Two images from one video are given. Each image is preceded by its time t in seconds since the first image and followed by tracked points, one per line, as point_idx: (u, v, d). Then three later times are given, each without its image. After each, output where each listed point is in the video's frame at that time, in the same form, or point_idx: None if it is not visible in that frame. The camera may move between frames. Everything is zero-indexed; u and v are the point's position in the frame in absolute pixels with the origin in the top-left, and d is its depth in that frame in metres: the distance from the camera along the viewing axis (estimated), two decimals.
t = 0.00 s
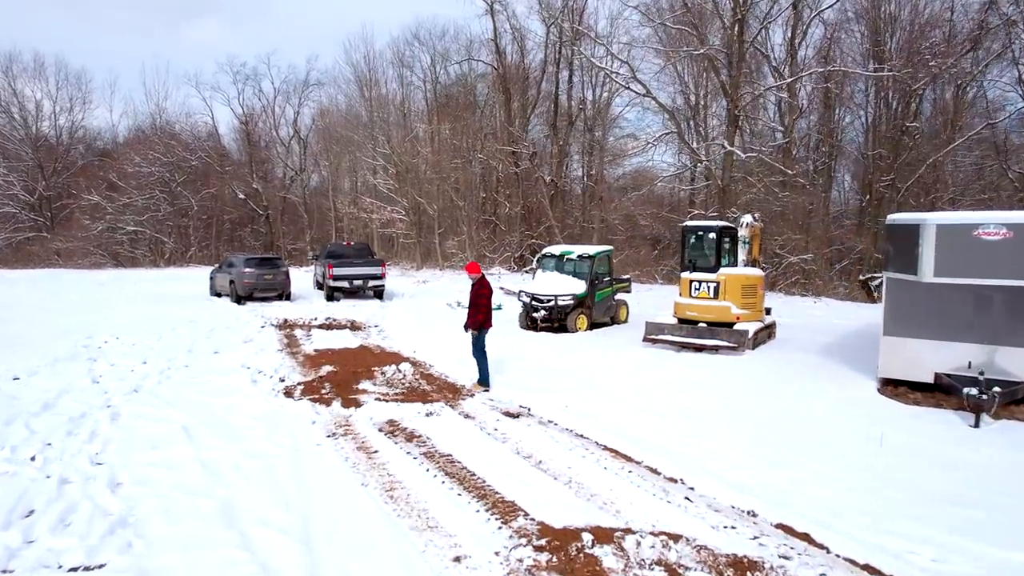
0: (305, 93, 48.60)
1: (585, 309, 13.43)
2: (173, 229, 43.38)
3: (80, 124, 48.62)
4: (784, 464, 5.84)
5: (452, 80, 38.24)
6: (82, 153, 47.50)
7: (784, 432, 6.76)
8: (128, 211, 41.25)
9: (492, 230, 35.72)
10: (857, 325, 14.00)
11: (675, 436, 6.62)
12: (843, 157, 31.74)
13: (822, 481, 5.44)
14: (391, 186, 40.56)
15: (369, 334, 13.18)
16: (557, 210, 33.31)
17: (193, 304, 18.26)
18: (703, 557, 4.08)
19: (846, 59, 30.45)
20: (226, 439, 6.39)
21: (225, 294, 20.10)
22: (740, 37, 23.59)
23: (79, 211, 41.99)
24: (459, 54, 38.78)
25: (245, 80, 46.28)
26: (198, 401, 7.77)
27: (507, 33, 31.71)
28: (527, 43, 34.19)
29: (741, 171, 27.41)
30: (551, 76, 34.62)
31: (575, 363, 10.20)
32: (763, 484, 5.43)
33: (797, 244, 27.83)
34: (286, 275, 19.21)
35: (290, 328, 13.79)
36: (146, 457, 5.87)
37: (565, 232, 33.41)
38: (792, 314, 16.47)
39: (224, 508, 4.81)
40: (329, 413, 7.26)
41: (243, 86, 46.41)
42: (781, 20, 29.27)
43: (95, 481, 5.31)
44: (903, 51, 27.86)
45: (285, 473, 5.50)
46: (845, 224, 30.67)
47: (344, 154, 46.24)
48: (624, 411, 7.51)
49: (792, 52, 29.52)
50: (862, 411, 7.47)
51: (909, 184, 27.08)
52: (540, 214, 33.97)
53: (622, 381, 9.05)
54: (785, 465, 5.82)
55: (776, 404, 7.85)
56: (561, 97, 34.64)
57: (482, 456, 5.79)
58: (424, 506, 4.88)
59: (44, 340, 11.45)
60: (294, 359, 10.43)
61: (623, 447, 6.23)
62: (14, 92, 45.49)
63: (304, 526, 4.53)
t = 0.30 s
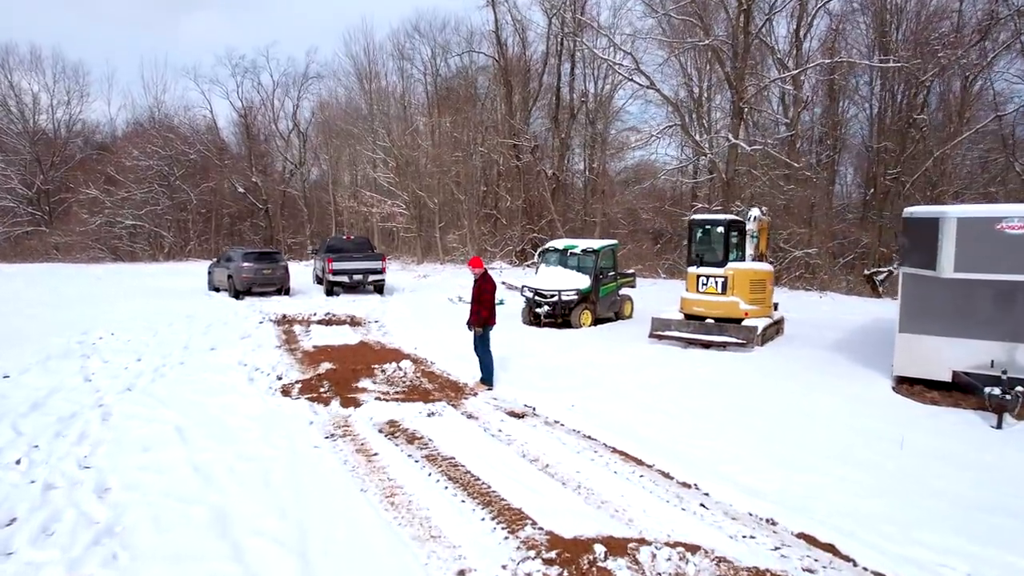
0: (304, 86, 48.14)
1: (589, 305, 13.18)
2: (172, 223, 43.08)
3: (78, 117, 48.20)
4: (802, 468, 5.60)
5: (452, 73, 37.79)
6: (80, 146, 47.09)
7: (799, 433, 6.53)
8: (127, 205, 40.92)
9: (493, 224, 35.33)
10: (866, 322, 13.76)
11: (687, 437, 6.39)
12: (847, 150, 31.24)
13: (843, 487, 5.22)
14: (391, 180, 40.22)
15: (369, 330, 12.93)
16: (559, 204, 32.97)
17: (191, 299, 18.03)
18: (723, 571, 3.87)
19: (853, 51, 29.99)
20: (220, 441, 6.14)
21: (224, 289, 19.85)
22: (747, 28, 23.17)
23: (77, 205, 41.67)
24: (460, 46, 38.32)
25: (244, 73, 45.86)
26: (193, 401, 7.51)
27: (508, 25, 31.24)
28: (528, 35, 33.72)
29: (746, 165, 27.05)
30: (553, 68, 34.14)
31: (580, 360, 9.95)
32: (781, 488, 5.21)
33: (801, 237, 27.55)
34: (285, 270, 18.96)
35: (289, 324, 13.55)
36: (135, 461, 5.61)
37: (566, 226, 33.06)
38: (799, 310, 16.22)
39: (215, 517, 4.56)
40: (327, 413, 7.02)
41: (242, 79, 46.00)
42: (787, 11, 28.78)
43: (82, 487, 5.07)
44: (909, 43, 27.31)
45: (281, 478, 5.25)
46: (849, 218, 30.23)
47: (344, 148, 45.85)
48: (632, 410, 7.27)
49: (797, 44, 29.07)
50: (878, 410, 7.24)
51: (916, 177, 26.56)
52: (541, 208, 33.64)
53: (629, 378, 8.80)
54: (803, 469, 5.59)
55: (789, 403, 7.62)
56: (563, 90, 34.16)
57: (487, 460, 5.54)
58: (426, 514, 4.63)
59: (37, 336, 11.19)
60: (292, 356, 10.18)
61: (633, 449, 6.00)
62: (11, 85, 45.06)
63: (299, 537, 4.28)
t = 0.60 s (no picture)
0: (304, 78, 47.76)
1: (594, 299, 12.92)
2: (172, 217, 42.89)
3: (76, 110, 47.85)
4: (822, 471, 5.35)
5: (453, 65, 37.40)
6: (79, 139, 46.75)
7: (813, 432, 6.28)
8: (126, 198, 40.67)
9: (495, 217, 35.01)
10: (876, 318, 13.50)
11: (699, 437, 6.15)
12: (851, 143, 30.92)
13: (864, 491, 4.97)
14: (392, 173, 39.90)
15: (369, 325, 12.68)
16: (561, 197, 32.67)
17: (190, 293, 17.78)
18: None
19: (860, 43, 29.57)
20: (214, 443, 5.90)
21: (222, 283, 19.61)
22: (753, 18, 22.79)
23: (75, 198, 41.40)
24: (461, 38, 37.92)
25: (244, 65, 45.52)
26: (188, 400, 7.27)
27: (509, 16, 30.84)
28: (530, 27, 33.29)
29: (751, 157, 26.73)
30: (556, 60, 33.71)
31: (585, 356, 9.71)
32: (800, 493, 4.97)
33: (806, 231, 27.21)
34: (283, 264, 18.70)
35: (287, 319, 13.31)
36: (125, 464, 5.37)
37: (569, 219, 32.80)
38: (806, 305, 15.96)
39: (206, 525, 4.32)
40: (325, 413, 6.78)
41: (241, 71, 45.69)
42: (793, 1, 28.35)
43: (67, 492, 4.83)
44: (916, 34, 26.78)
45: (276, 484, 5.00)
46: (853, 212, 29.86)
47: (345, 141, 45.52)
48: (641, 409, 7.02)
49: (803, 35, 28.67)
50: (897, 409, 6.98)
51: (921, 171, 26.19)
52: (543, 202, 33.30)
53: (636, 375, 8.55)
54: (822, 472, 5.34)
55: (802, 401, 7.37)
56: (565, 83, 33.74)
57: (491, 463, 5.30)
58: (428, 522, 4.39)
59: (29, 331, 10.93)
60: (290, 352, 9.94)
61: (643, 451, 5.76)
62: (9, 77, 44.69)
63: (294, 548, 4.05)
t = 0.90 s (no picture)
0: (305, 70, 47.37)
1: (599, 294, 12.66)
2: (172, 210, 42.64)
3: (75, 102, 47.52)
4: (843, 477, 5.11)
5: (454, 57, 36.97)
6: (78, 132, 46.45)
7: (831, 434, 6.03)
8: (125, 191, 40.42)
9: (497, 210, 34.66)
10: (886, 313, 13.23)
11: (711, 440, 5.91)
12: (855, 136, 30.56)
13: (889, 499, 4.73)
14: (392, 166, 39.55)
15: (370, 320, 12.44)
16: (563, 190, 32.31)
17: (188, 288, 17.54)
18: None
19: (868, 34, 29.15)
20: (207, 444, 5.66)
21: (221, 277, 19.38)
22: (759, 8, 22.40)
23: (74, 192, 41.16)
24: (462, 29, 37.51)
25: (243, 57, 45.12)
26: (182, 399, 7.03)
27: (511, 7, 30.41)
28: (532, 17, 32.85)
29: (756, 149, 26.39)
30: (558, 51, 33.29)
31: (590, 353, 9.47)
32: (823, 500, 4.73)
33: (813, 224, 26.60)
34: (283, 258, 18.46)
35: (286, 314, 13.06)
36: (113, 468, 5.12)
37: (571, 212, 32.46)
38: (813, 300, 15.70)
39: (196, 535, 4.09)
40: (324, 413, 6.55)
41: (241, 63, 45.29)
42: None
43: (52, 498, 4.60)
44: (924, 24, 26.22)
45: (270, 489, 4.76)
46: (858, 205, 29.30)
47: (346, 133, 45.16)
48: (650, 409, 6.76)
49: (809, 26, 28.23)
50: (915, 409, 6.74)
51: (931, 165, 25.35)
52: (545, 195, 32.94)
53: (644, 373, 8.29)
54: (842, 477, 5.11)
55: (817, 401, 7.12)
56: (568, 75, 33.30)
57: (496, 467, 5.06)
58: (431, 532, 4.15)
59: (22, 326, 10.69)
60: (289, 348, 9.70)
61: (655, 453, 5.52)
62: (7, 69, 44.34)
63: (288, 560, 3.81)
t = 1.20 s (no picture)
0: (306, 62, 46.98)
1: (604, 289, 12.41)
2: (173, 204, 42.40)
3: (75, 95, 47.21)
4: (867, 481, 4.87)
5: (456, 48, 36.55)
6: (78, 125, 46.18)
7: (852, 436, 5.78)
8: (125, 183, 40.19)
9: (500, 203, 34.49)
10: (898, 308, 12.97)
11: (726, 442, 5.67)
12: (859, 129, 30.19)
13: (917, 506, 4.48)
14: (394, 158, 39.24)
15: (371, 315, 12.20)
16: (567, 183, 31.99)
17: (187, 282, 17.31)
18: None
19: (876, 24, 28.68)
20: (201, 446, 5.42)
21: (221, 271, 19.17)
22: None
23: (75, 185, 40.93)
24: (464, 21, 37.07)
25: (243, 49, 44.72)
26: (177, 397, 6.78)
27: None
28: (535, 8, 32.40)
29: (763, 141, 26.03)
30: (562, 42, 32.85)
31: (597, 350, 9.22)
32: (847, 507, 4.48)
33: (820, 217, 26.45)
34: (283, 251, 18.22)
35: (286, 309, 12.83)
36: (102, 472, 4.88)
37: (574, 205, 32.15)
38: (823, 294, 15.42)
39: (185, 545, 3.85)
40: (323, 412, 6.31)
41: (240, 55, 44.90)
42: None
43: (36, 504, 4.37)
44: (933, 13, 25.74)
45: (267, 495, 4.52)
46: (862, 199, 28.92)
47: (347, 125, 44.82)
48: (661, 409, 6.51)
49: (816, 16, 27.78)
50: (936, 409, 6.49)
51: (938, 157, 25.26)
52: (548, 188, 32.62)
53: (653, 371, 8.05)
54: (867, 483, 4.86)
55: (833, 400, 6.87)
56: (571, 66, 32.91)
57: (502, 471, 4.83)
58: (434, 543, 3.91)
59: (16, 322, 10.46)
60: (288, 344, 9.46)
61: (668, 456, 5.28)
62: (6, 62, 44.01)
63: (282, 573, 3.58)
